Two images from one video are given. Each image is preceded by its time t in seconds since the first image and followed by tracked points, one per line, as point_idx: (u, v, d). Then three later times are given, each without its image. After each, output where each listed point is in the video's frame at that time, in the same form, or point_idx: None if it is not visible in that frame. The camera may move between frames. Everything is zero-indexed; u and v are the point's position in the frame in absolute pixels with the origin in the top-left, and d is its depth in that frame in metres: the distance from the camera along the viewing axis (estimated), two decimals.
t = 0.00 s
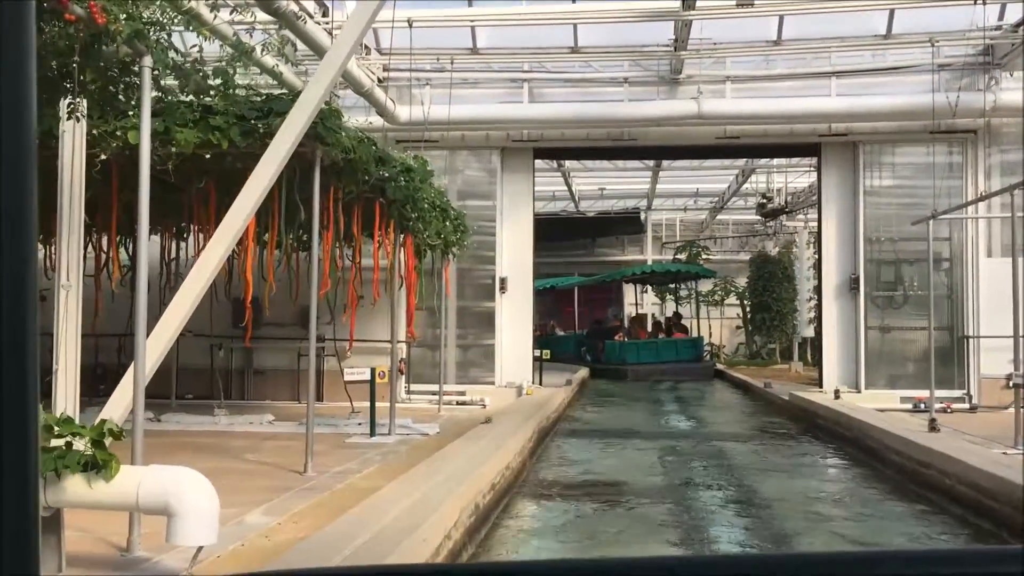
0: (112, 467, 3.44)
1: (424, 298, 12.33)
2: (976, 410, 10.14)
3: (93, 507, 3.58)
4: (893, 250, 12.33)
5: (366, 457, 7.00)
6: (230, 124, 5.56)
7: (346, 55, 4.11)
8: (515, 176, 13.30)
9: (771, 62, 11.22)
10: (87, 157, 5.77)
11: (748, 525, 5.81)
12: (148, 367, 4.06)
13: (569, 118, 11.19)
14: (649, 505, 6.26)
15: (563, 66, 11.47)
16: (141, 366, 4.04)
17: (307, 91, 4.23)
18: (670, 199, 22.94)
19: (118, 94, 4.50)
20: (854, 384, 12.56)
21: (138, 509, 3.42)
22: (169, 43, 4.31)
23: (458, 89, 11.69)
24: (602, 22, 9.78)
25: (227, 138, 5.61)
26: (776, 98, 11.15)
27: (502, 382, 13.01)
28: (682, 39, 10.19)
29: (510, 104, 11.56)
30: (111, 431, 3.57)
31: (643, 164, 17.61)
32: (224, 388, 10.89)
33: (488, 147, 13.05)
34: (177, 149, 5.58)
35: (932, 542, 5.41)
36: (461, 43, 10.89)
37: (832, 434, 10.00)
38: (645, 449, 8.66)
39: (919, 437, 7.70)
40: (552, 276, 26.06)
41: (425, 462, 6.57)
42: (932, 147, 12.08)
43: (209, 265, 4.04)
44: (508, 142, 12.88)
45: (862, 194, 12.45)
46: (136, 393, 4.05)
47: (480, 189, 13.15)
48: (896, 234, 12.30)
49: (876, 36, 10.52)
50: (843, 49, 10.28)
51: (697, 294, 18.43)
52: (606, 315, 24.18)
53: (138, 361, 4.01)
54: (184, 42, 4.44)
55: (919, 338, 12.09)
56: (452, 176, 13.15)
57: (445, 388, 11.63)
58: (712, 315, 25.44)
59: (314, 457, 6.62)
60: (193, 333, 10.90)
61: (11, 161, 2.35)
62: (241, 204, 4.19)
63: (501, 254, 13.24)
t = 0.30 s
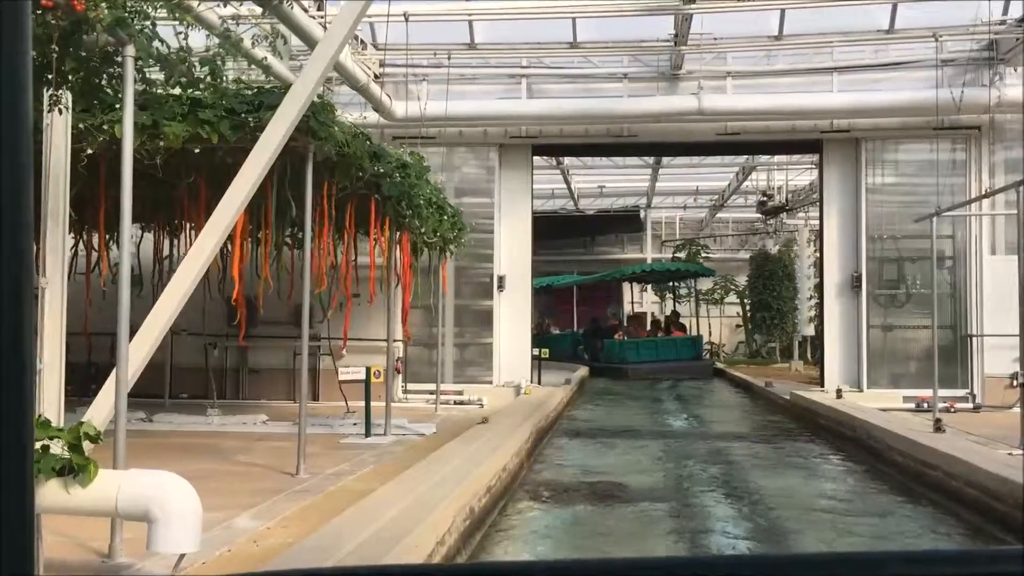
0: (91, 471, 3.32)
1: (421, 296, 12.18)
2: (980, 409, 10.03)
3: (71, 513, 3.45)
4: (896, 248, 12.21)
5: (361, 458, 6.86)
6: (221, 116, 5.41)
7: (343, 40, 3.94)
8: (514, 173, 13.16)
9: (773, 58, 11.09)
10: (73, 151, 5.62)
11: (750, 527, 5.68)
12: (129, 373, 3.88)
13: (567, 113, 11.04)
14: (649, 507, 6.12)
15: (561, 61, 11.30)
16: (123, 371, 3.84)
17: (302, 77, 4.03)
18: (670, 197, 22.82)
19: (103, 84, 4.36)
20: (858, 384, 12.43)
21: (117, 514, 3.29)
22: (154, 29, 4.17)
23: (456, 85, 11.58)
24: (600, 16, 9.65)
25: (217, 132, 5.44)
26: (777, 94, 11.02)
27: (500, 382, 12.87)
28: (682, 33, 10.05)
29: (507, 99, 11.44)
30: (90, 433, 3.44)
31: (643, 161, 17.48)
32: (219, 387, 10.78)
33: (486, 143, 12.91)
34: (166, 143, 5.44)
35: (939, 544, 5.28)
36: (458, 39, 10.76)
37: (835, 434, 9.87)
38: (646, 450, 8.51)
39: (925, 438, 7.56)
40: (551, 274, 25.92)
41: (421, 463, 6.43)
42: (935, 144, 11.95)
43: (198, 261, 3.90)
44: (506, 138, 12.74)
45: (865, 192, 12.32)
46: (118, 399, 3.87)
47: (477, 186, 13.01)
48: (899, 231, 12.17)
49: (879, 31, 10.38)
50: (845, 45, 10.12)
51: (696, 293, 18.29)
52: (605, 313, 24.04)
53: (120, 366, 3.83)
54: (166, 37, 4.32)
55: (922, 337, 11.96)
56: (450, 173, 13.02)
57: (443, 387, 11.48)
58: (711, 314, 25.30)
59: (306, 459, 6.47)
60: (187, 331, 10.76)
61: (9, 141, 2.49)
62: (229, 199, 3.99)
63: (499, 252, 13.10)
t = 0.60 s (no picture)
0: (66, 480, 3.21)
1: (416, 297, 12.03)
2: (983, 411, 9.90)
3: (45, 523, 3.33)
4: (897, 248, 12.08)
5: (353, 462, 6.71)
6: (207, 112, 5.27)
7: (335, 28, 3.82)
8: (511, 172, 13.03)
9: (772, 56, 10.95)
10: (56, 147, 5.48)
11: (750, 532, 5.54)
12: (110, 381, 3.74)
13: (564, 111, 10.90)
14: (647, 512, 5.98)
15: (557, 59, 11.13)
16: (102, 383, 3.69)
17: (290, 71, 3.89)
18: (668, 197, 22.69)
19: (83, 78, 4.22)
20: (858, 386, 12.30)
21: (93, 524, 3.17)
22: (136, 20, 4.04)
23: (451, 84, 11.52)
24: (597, 13, 9.52)
25: (204, 129, 5.31)
26: (776, 92, 10.90)
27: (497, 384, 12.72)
28: (680, 30, 9.92)
29: (504, 98, 11.40)
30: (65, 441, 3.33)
31: (641, 161, 17.36)
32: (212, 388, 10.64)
33: (482, 142, 12.77)
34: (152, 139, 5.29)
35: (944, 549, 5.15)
36: (455, 36, 10.64)
37: (837, 436, 9.73)
38: (644, 454, 8.37)
39: (928, 441, 7.43)
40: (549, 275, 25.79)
41: (414, 468, 6.30)
42: (936, 143, 11.83)
43: (182, 262, 3.75)
44: (503, 137, 12.60)
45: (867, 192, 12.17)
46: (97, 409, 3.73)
47: (474, 185, 12.88)
48: (901, 231, 12.05)
49: (880, 29, 10.24)
50: (846, 42, 9.98)
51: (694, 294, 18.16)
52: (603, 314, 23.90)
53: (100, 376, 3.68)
54: (150, 31, 4.22)
55: (924, 338, 11.83)
56: (446, 173, 12.88)
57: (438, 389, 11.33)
58: (710, 316, 25.16)
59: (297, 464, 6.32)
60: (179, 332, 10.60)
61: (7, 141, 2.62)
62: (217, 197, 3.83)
63: (496, 252, 12.95)
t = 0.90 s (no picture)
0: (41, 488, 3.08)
1: (413, 297, 11.90)
2: (986, 412, 9.80)
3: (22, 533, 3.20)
4: (899, 247, 11.98)
5: (346, 465, 6.58)
6: (195, 106, 5.10)
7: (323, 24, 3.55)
8: (508, 170, 12.89)
9: (772, 54, 10.82)
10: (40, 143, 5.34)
11: (751, 537, 5.42)
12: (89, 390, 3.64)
13: (562, 109, 10.78)
14: (646, 517, 5.86)
15: (554, 56, 10.98)
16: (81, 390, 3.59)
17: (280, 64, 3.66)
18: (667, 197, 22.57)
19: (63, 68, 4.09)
20: (859, 387, 12.20)
21: (68, 535, 3.04)
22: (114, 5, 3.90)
23: (446, 82, 11.42)
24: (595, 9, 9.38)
25: (192, 124, 5.13)
26: (776, 90, 10.81)
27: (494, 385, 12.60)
28: (680, 27, 9.79)
29: (502, 97, 11.21)
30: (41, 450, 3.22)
31: (639, 160, 17.23)
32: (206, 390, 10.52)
33: (479, 141, 12.65)
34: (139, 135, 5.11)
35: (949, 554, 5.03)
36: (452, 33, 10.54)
37: (838, 438, 9.62)
38: (643, 456, 8.25)
39: (931, 443, 7.32)
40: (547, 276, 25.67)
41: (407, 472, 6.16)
42: (938, 141, 11.70)
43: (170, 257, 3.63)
44: (500, 136, 12.48)
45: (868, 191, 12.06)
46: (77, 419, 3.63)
47: (470, 184, 12.75)
48: (902, 231, 11.95)
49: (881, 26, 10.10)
50: (848, 40, 9.84)
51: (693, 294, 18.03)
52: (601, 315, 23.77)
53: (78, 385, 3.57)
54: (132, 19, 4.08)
55: (925, 338, 11.73)
56: (443, 172, 12.76)
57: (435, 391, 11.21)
58: (708, 316, 25.05)
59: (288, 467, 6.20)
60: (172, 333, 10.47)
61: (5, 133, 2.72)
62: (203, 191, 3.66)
63: (493, 252, 12.82)
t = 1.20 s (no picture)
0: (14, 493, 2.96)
1: (410, 297, 11.78)
2: (991, 412, 9.67)
3: None
4: (902, 246, 11.86)
5: (341, 468, 6.44)
6: (185, 99, 4.94)
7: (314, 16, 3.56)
8: (507, 168, 12.76)
9: (773, 50, 10.71)
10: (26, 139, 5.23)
11: (755, 539, 5.29)
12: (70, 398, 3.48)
13: (562, 106, 10.64)
14: (647, 519, 5.73)
15: (554, 52, 10.84)
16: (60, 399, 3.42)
17: (271, 55, 3.60)
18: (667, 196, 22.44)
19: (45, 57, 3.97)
20: (863, 387, 12.05)
21: (41, 542, 2.92)
22: None
23: (445, 78, 11.33)
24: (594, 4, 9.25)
25: (183, 118, 4.96)
26: (776, 86, 10.71)
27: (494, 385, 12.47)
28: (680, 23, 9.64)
29: (500, 92, 11.18)
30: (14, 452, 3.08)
31: (639, 158, 17.11)
32: (201, 391, 10.38)
33: (477, 138, 12.52)
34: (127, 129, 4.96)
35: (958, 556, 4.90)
36: (450, 30, 10.45)
37: (841, 439, 9.50)
38: (644, 457, 8.12)
39: (936, 443, 7.20)
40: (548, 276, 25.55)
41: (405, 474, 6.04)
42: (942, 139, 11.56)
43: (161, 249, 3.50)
44: (498, 133, 12.35)
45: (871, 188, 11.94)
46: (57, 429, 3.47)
47: (469, 183, 12.63)
48: (906, 230, 11.83)
49: (885, 22, 9.96)
50: (851, 35, 9.70)
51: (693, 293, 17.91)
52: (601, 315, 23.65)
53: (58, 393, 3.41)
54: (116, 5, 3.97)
55: (929, 338, 11.60)
56: (441, 170, 12.63)
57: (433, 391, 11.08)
58: (709, 316, 24.92)
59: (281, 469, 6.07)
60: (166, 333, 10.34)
61: None
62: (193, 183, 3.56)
63: (492, 251, 12.69)
